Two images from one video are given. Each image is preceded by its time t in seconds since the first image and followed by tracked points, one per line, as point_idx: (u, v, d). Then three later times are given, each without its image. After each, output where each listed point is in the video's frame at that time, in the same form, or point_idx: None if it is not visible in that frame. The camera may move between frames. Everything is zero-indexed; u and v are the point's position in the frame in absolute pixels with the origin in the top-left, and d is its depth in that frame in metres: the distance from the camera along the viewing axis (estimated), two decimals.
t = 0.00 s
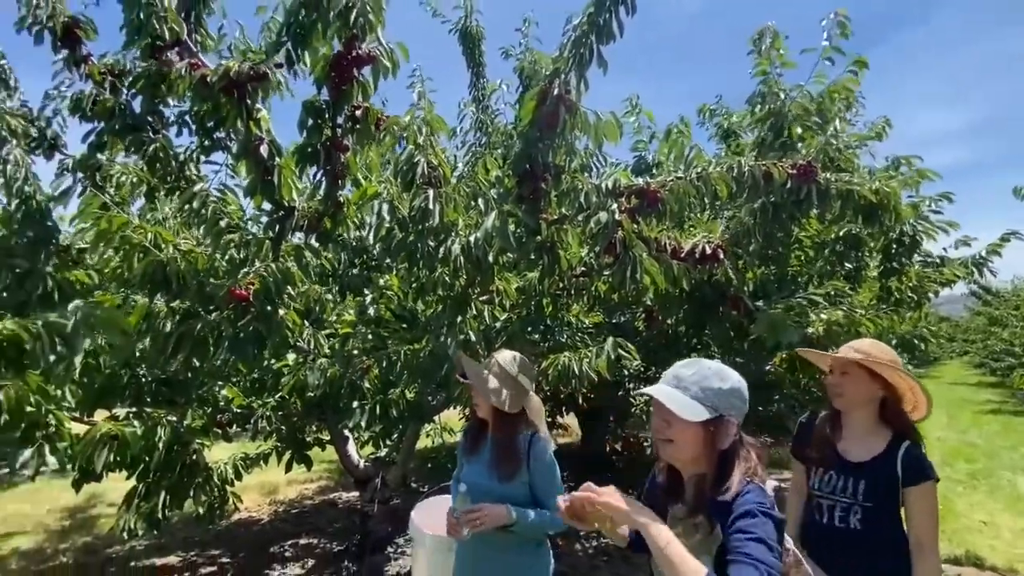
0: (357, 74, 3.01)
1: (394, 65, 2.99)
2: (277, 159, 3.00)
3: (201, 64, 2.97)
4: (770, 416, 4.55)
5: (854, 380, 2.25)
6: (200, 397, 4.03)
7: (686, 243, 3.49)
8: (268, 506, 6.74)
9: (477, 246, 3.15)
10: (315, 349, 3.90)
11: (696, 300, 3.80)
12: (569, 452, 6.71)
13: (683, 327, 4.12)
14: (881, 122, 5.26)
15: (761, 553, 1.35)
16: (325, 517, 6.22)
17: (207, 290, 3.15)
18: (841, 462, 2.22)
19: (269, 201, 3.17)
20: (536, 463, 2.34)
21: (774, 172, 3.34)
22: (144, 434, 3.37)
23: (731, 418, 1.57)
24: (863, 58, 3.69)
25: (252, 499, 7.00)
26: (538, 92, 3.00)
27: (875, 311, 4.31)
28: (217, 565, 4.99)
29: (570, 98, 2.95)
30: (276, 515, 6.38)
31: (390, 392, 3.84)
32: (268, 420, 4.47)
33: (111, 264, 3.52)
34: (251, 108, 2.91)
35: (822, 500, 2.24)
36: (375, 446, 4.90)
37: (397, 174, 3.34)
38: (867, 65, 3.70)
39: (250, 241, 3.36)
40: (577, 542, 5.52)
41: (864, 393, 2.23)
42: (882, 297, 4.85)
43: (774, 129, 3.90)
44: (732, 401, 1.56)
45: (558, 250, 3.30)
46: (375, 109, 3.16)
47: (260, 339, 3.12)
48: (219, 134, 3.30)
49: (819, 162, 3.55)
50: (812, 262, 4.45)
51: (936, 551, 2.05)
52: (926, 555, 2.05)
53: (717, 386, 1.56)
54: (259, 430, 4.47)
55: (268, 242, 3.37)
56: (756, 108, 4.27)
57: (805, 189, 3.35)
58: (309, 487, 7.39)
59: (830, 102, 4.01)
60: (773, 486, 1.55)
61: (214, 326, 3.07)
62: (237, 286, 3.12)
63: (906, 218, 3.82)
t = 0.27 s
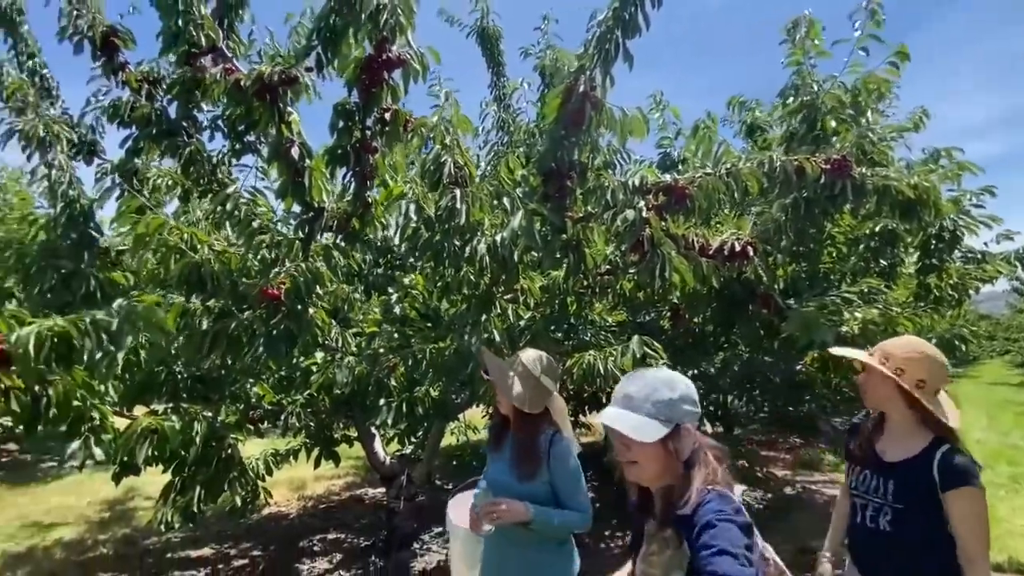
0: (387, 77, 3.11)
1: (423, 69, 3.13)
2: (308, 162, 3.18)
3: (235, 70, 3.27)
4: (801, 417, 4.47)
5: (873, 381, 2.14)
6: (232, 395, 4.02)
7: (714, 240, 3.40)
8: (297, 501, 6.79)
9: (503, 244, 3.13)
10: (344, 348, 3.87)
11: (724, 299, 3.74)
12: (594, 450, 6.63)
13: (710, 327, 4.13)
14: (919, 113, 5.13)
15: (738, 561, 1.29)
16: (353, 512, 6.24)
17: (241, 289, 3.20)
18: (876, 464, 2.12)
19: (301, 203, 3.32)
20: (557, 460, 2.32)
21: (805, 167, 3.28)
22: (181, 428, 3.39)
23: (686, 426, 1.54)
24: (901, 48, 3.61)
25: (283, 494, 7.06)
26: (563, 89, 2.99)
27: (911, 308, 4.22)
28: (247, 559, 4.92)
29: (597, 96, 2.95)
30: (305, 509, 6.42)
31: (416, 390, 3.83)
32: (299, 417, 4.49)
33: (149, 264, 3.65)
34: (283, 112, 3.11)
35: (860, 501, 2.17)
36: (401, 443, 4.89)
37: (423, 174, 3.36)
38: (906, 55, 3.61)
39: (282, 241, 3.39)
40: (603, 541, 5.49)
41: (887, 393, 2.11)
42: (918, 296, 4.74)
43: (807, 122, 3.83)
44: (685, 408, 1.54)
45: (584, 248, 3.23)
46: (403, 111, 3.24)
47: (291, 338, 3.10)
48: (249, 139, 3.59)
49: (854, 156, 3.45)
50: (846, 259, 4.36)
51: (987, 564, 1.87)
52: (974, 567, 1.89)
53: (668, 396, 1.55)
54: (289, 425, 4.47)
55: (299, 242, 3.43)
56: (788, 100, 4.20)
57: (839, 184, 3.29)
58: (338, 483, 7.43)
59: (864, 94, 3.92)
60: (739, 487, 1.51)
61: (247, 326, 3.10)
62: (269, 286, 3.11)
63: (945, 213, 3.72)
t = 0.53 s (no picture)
0: (415, 78, 3.11)
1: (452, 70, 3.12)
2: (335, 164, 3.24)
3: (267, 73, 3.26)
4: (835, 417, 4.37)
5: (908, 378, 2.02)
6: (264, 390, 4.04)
7: (744, 237, 3.31)
8: (325, 496, 6.81)
9: (530, 242, 3.12)
10: (370, 346, 3.79)
11: (755, 296, 3.68)
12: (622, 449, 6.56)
13: (739, 326, 4.11)
14: (958, 103, 5.00)
15: (714, 541, 1.32)
16: (380, 507, 6.23)
17: (272, 288, 3.21)
18: (913, 464, 2.00)
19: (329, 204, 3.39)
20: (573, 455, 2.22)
21: (840, 160, 3.21)
22: (217, 423, 3.35)
23: (633, 411, 1.52)
24: (938, 37, 3.50)
25: (311, 489, 7.08)
26: (590, 84, 2.95)
27: (949, 304, 4.11)
28: (280, 553, 5.05)
29: (624, 91, 2.91)
30: (333, 504, 6.41)
31: (442, 387, 3.76)
32: (328, 413, 4.47)
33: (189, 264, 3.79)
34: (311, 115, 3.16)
35: (898, 501, 2.06)
36: (427, 440, 4.87)
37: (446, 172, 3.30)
38: (943, 44, 3.50)
39: (311, 241, 3.39)
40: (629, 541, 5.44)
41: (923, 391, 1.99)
42: (957, 291, 4.62)
43: (840, 116, 3.73)
44: (628, 394, 1.53)
45: (611, 246, 3.24)
46: (431, 111, 3.26)
47: (322, 335, 3.16)
48: (279, 141, 3.57)
49: (892, 148, 3.45)
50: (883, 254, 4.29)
51: None
52: None
53: (607, 389, 1.53)
54: (319, 422, 4.45)
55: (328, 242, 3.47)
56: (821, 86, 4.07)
57: (875, 176, 3.24)
58: (364, 478, 7.43)
59: (899, 83, 3.82)
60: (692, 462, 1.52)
61: (278, 324, 3.11)
62: (300, 284, 3.17)
63: (987, 207, 3.61)
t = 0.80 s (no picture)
0: (440, 77, 3.10)
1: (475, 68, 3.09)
2: (362, 164, 3.26)
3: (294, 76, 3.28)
4: (870, 418, 4.25)
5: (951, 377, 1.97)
6: (295, 386, 3.99)
7: (775, 233, 3.24)
8: (352, 492, 6.81)
9: (554, 239, 3.04)
10: (395, 343, 3.78)
11: (786, 293, 3.60)
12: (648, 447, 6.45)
13: (768, 323, 4.04)
14: (999, 91, 4.84)
15: (736, 548, 1.30)
16: (406, 503, 6.21)
17: (302, 287, 3.21)
18: (956, 465, 1.92)
19: (356, 204, 3.40)
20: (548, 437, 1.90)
21: (875, 150, 3.12)
22: (249, 418, 3.36)
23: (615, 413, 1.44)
24: (975, 25, 3.40)
25: (338, 485, 7.09)
26: (615, 78, 2.91)
27: (990, 300, 3.99)
28: (309, 546, 5.06)
29: (649, 85, 2.87)
30: (359, 500, 6.40)
31: (467, 385, 3.70)
32: (357, 410, 4.43)
33: (220, 265, 3.78)
34: (339, 115, 3.18)
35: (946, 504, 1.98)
36: (452, 437, 4.84)
37: (472, 171, 3.28)
38: (980, 32, 3.40)
39: (338, 240, 3.45)
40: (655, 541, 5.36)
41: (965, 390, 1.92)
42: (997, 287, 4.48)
43: (874, 106, 3.68)
44: (611, 395, 1.44)
45: (637, 242, 3.20)
46: (454, 110, 3.24)
47: (350, 335, 3.14)
48: (305, 143, 3.58)
49: (930, 138, 3.32)
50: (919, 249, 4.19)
51: None
52: None
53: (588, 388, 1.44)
54: (347, 420, 4.41)
55: (355, 242, 3.48)
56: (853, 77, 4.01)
57: (912, 167, 3.16)
58: (389, 475, 7.42)
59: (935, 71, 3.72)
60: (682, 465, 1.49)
61: (309, 323, 3.09)
62: (330, 282, 3.13)
63: None
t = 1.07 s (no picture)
0: (461, 76, 3.06)
1: (497, 66, 3.03)
2: (387, 164, 3.25)
3: (321, 79, 3.30)
4: (907, 419, 4.12)
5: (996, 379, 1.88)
6: (323, 383, 3.97)
7: (807, 228, 3.15)
8: (378, 487, 6.80)
9: (580, 237, 2.98)
10: (420, 341, 3.74)
11: (817, 289, 3.53)
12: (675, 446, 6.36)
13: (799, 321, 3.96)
14: None
15: None
16: (431, 500, 6.18)
17: (329, 286, 3.20)
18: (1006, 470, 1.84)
19: (381, 204, 3.39)
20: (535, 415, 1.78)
21: (913, 140, 3.01)
22: (279, 414, 3.36)
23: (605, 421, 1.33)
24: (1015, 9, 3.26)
25: (364, 481, 7.10)
26: (641, 72, 2.84)
27: None
28: (337, 540, 5.05)
29: (675, 79, 2.79)
30: (385, 496, 6.40)
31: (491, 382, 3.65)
32: (383, 408, 4.39)
33: (250, 268, 3.74)
34: (364, 117, 3.14)
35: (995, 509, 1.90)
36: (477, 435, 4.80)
37: (494, 169, 3.24)
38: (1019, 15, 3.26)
39: (364, 240, 3.44)
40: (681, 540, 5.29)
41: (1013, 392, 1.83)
42: None
43: (908, 95, 3.62)
44: (601, 399, 1.32)
45: (663, 238, 3.12)
46: (476, 109, 3.20)
47: (375, 333, 3.12)
48: (331, 144, 3.56)
49: (971, 127, 3.19)
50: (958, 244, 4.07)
51: None
52: None
53: (576, 388, 1.32)
54: (373, 417, 4.38)
55: (379, 242, 3.45)
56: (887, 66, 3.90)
57: (952, 157, 3.04)
58: (414, 472, 7.41)
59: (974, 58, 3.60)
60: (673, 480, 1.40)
61: (336, 322, 3.08)
62: (356, 282, 3.11)
63: None
